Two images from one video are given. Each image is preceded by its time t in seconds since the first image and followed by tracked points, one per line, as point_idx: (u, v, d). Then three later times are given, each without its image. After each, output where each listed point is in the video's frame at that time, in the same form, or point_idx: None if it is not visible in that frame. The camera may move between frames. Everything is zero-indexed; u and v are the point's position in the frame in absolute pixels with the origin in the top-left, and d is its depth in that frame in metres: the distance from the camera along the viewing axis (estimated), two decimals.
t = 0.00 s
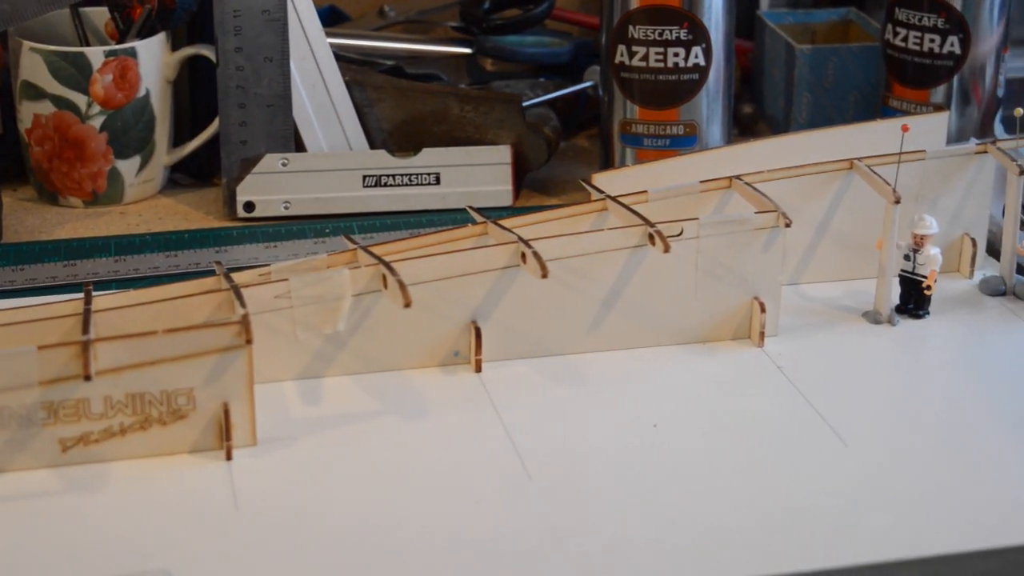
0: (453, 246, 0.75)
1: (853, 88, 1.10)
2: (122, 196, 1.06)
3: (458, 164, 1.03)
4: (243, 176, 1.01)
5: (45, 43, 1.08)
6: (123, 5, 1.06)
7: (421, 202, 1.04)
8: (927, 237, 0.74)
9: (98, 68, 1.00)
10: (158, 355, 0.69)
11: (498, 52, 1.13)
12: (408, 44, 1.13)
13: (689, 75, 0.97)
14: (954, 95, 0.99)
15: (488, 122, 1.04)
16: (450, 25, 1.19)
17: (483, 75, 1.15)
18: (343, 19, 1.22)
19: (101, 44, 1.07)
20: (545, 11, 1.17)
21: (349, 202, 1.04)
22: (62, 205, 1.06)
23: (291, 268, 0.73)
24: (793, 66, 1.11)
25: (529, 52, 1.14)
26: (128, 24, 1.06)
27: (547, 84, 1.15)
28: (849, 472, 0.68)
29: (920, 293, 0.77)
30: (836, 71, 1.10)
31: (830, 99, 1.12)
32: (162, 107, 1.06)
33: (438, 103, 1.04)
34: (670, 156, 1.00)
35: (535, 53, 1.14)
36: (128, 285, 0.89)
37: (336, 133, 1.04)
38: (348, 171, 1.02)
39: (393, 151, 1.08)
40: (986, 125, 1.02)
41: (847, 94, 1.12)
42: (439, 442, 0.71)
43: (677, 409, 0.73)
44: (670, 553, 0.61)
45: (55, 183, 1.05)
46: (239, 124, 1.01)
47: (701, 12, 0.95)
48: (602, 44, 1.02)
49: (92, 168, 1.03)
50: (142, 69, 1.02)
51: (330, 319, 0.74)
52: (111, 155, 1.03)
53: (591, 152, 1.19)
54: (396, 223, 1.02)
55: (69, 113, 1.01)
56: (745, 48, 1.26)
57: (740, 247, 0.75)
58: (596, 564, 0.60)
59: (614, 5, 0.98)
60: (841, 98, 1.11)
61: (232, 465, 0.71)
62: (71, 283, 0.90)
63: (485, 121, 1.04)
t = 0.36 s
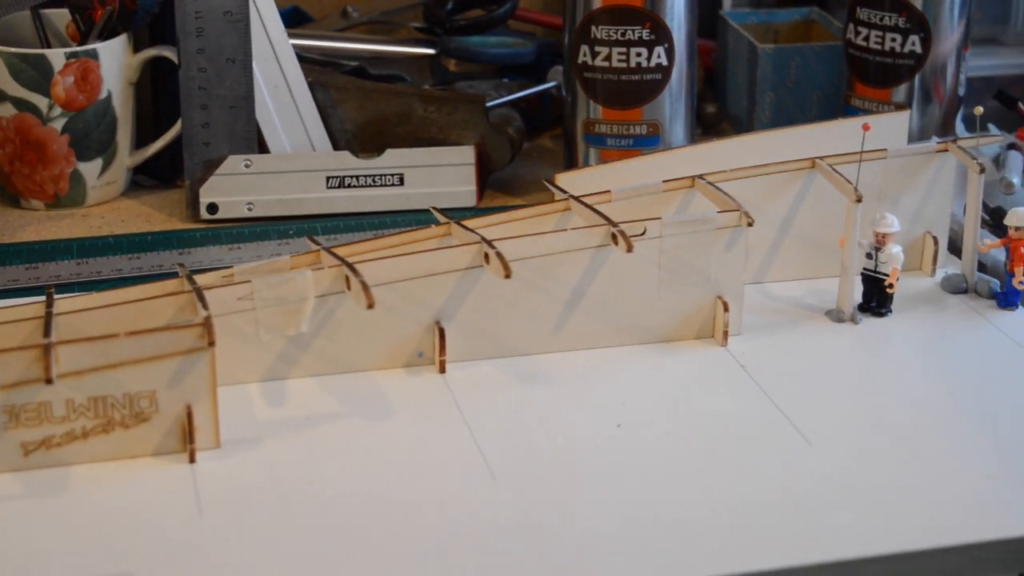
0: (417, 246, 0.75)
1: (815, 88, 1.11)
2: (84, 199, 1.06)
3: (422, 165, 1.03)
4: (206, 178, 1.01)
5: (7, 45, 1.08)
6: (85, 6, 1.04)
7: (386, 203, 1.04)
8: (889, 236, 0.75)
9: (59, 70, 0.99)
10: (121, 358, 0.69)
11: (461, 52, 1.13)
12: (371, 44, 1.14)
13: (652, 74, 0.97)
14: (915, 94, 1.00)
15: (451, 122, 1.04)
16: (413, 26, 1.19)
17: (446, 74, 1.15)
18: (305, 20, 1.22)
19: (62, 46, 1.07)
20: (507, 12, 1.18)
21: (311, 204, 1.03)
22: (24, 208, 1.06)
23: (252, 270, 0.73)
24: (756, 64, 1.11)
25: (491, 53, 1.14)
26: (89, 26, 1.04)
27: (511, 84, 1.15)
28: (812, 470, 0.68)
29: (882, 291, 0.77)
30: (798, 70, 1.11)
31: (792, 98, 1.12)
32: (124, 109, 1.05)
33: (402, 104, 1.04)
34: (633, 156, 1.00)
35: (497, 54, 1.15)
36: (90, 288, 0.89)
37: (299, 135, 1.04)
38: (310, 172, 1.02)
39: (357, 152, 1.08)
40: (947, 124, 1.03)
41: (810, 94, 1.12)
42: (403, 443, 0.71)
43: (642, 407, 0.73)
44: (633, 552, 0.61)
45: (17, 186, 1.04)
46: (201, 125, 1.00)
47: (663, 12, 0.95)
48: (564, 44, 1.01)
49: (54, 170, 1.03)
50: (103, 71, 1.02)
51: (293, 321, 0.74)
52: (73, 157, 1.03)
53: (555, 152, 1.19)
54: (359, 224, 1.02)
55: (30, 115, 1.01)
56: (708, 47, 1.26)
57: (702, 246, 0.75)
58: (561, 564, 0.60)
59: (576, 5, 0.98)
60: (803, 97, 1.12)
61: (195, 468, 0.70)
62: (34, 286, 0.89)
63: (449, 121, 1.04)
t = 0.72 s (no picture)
0: (404, 248, 0.75)
1: (803, 87, 1.11)
2: (70, 201, 1.06)
3: (408, 166, 1.03)
4: (193, 179, 1.01)
5: None
6: (70, 8, 1.05)
7: (373, 203, 1.04)
8: (874, 234, 0.74)
9: (45, 72, 0.99)
10: (107, 360, 0.68)
11: (449, 53, 1.13)
12: (356, 44, 1.14)
13: (638, 74, 0.97)
14: (902, 93, 1.01)
15: (438, 123, 1.04)
16: (399, 27, 1.19)
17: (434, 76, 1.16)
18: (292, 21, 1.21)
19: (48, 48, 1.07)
20: (494, 12, 1.17)
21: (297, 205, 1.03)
22: (11, 209, 1.06)
23: (238, 271, 0.73)
24: (742, 64, 1.12)
25: (479, 54, 1.13)
26: (75, 27, 1.04)
27: (497, 84, 1.15)
28: (800, 469, 0.68)
29: (869, 290, 0.77)
30: (785, 70, 1.11)
31: (778, 98, 1.13)
32: (110, 110, 1.05)
33: (388, 104, 1.04)
34: (620, 156, 1.00)
35: (484, 54, 1.14)
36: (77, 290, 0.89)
37: (286, 137, 1.04)
38: (296, 173, 1.02)
39: (344, 153, 1.07)
40: (933, 122, 1.03)
41: (797, 92, 1.13)
42: (391, 445, 0.71)
43: (630, 407, 0.73)
44: (620, 552, 0.61)
45: (2, 188, 1.04)
46: (187, 127, 1.00)
47: (649, 12, 0.95)
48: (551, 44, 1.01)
49: (40, 172, 1.03)
50: (89, 73, 1.02)
51: (280, 323, 0.73)
52: (59, 159, 1.03)
53: (542, 152, 1.19)
54: (346, 224, 1.01)
55: (16, 117, 1.00)
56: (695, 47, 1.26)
57: (688, 246, 0.75)
58: (546, 563, 0.60)
59: (562, 5, 0.98)
60: (790, 95, 1.12)
61: (181, 470, 0.70)
62: (20, 288, 0.89)
63: (436, 122, 1.04)
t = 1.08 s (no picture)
0: (358, 250, 0.75)
1: (757, 86, 1.13)
2: (24, 206, 1.05)
3: (364, 168, 1.02)
4: (148, 183, 1.01)
5: None
6: (21, 12, 1.04)
7: (328, 205, 1.03)
8: (828, 231, 0.75)
9: None
10: (59, 365, 0.68)
11: (403, 54, 1.13)
12: (311, 46, 1.15)
13: (593, 74, 0.98)
14: (855, 90, 1.01)
15: (393, 124, 1.03)
16: (354, 28, 1.18)
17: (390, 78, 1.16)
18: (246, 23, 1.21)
19: None
20: (449, 13, 1.16)
21: (250, 208, 1.02)
22: None
23: (192, 274, 0.72)
24: (696, 62, 1.12)
25: (433, 54, 1.14)
26: (26, 31, 1.03)
27: (452, 85, 1.15)
28: (753, 466, 0.68)
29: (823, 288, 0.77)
30: (740, 69, 1.12)
31: (733, 97, 1.13)
32: (63, 113, 1.05)
33: (342, 105, 1.03)
34: (575, 156, 1.00)
35: (439, 55, 1.15)
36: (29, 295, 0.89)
37: (240, 139, 1.03)
38: (252, 176, 1.01)
39: (299, 154, 1.07)
40: (887, 120, 1.05)
41: (751, 91, 1.13)
42: (347, 447, 0.71)
43: (585, 406, 0.74)
44: (574, 551, 0.61)
45: None
46: (141, 130, 1.00)
47: (603, 12, 0.96)
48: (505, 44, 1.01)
49: None
50: (42, 77, 1.01)
51: (234, 326, 0.73)
52: (12, 164, 1.02)
53: (498, 153, 1.19)
54: (302, 227, 1.01)
55: None
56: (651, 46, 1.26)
57: (641, 246, 0.75)
58: (500, 563, 0.60)
59: (515, 6, 0.98)
60: (744, 94, 1.13)
61: (135, 475, 0.70)
62: None
63: (391, 124, 1.03)
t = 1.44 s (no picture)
0: (322, 254, 0.75)
1: (722, 87, 1.13)
2: None
3: (330, 170, 1.02)
4: (111, 188, 1.00)
5: None
6: None
7: (293, 208, 1.03)
8: (792, 232, 0.75)
9: None
10: (23, 371, 0.67)
11: (367, 56, 1.13)
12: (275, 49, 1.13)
13: (556, 76, 0.98)
14: (818, 89, 1.02)
15: (357, 126, 1.03)
16: (318, 31, 1.18)
17: (353, 81, 1.17)
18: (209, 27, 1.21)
19: None
20: (413, 16, 1.15)
21: (216, 211, 1.02)
22: None
23: (156, 279, 0.72)
24: (661, 65, 1.13)
25: (397, 56, 1.14)
26: None
27: (417, 87, 1.15)
28: (718, 465, 0.68)
29: (787, 288, 0.78)
30: (703, 69, 1.13)
31: (698, 98, 1.14)
32: (25, 116, 1.04)
33: (306, 109, 1.04)
34: (539, 158, 1.00)
35: (403, 57, 1.15)
36: None
37: (205, 142, 1.04)
38: (217, 179, 1.01)
39: (264, 157, 1.07)
40: (850, 120, 1.05)
41: (716, 92, 1.14)
42: (313, 450, 0.71)
43: (551, 408, 0.74)
44: (541, 551, 0.61)
45: None
46: (105, 134, 1.00)
47: (567, 13, 0.96)
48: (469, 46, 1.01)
49: None
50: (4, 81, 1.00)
51: (199, 330, 0.73)
52: None
53: (463, 154, 1.19)
54: (267, 230, 1.01)
55: None
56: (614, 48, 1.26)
57: (605, 247, 0.76)
58: (467, 563, 0.61)
59: (479, 7, 0.98)
60: (709, 95, 1.14)
61: (99, 481, 0.69)
62: None
63: (357, 126, 1.03)
